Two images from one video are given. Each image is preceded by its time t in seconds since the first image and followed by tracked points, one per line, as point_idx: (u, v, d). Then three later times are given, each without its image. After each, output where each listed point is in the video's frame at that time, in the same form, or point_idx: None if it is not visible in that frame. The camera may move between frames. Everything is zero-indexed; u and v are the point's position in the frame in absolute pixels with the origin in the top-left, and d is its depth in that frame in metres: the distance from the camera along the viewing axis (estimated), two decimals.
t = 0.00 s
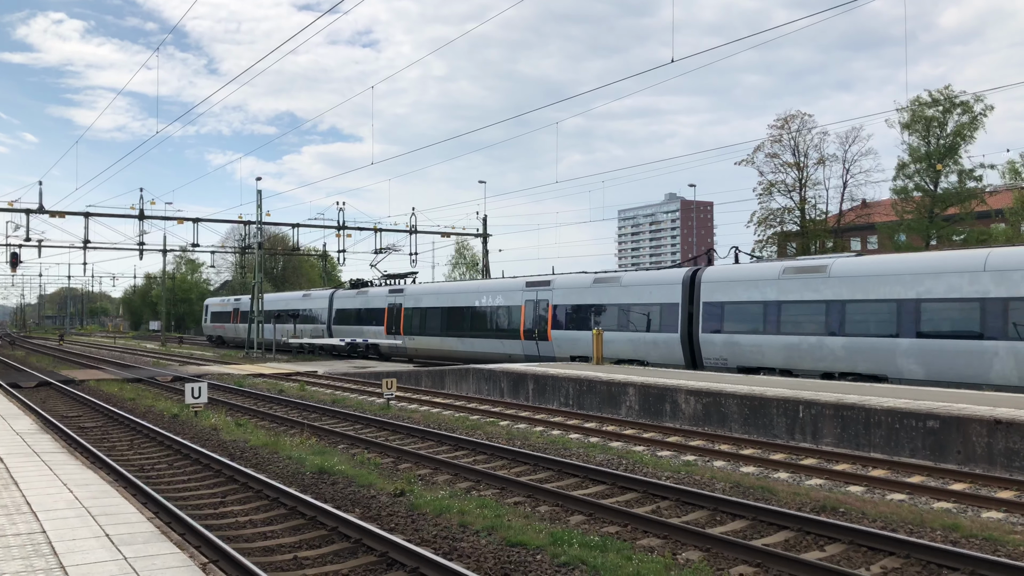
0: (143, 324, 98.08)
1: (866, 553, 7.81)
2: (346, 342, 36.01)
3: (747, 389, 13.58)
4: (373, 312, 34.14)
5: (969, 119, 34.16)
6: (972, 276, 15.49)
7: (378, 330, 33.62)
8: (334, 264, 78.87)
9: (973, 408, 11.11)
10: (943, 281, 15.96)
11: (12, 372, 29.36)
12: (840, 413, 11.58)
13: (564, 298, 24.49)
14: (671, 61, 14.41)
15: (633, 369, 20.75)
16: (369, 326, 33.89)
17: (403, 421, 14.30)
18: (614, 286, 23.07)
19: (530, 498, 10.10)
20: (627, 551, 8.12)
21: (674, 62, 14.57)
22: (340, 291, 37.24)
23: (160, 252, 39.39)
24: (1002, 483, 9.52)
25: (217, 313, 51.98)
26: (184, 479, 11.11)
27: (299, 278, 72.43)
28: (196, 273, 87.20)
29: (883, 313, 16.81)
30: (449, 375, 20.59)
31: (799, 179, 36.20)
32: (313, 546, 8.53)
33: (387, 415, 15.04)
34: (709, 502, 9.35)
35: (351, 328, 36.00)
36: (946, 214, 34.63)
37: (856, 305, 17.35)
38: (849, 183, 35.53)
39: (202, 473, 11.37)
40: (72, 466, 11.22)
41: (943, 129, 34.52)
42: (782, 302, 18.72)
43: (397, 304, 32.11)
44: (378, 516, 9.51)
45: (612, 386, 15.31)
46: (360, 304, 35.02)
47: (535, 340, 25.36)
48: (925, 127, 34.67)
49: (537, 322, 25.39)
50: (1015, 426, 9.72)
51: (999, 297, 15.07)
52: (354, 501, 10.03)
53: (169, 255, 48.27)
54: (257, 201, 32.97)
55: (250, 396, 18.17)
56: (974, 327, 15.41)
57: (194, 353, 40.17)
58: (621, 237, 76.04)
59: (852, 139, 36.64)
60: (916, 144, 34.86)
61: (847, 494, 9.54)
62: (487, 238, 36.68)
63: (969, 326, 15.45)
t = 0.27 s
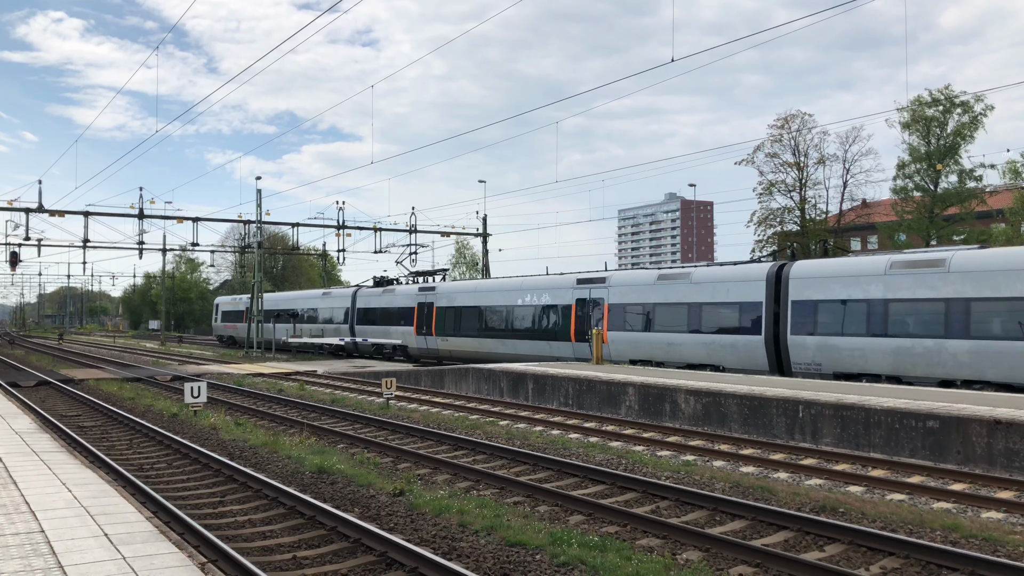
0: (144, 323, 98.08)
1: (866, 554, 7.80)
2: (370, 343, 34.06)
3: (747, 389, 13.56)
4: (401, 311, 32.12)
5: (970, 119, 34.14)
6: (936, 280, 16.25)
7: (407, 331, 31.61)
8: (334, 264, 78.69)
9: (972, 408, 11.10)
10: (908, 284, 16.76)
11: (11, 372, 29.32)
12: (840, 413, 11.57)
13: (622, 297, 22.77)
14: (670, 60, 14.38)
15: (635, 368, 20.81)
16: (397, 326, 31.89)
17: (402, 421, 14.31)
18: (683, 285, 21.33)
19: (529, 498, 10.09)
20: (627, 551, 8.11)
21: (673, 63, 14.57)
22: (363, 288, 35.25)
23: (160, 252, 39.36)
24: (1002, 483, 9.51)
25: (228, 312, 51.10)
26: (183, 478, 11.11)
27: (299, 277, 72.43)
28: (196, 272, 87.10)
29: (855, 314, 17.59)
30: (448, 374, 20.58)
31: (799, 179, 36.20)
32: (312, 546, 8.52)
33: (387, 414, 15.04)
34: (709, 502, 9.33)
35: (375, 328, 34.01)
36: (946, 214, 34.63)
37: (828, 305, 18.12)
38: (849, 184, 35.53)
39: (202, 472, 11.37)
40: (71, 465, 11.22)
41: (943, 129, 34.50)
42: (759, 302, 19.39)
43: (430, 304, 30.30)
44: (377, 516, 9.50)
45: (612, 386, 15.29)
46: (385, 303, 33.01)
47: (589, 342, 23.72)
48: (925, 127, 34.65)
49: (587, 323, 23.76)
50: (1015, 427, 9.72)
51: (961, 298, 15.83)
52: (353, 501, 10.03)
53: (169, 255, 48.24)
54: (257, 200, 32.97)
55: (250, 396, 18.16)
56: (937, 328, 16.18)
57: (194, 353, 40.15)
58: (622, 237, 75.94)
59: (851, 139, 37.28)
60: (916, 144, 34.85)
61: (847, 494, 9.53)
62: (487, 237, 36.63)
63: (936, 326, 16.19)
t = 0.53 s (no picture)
0: (144, 322, 98.07)
1: (867, 553, 7.79)
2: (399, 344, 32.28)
3: (748, 388, 13.54)
4: (434, 309, 30.39)
5: (970, 118, 34.11)
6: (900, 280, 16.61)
7: (440, 330, 29.88)
8: (334, 263, 78.51)
9: (972, 407, 11.09)
10: (873, 284, 17.14)
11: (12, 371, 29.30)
12: (840, 412, 11.56)
13: (692, 295, 20.76)
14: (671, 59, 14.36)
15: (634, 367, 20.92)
16: (429, 325, 30.14)
17: (402, 420, 14.33)
18: (761, 281, 19.37)
19: (528, 497, 10.09)
20: (626, 550, 8.11)
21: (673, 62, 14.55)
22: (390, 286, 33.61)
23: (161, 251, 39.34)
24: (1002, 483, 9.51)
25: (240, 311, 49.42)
26: (182, 477, 11.11)
27: (299, 276, 72.40)
28: (196, 271, 86.92)
29: (825, 314, 17.92)
30: (448, 373, 20.59)
31: (798, 178, 36.18)
32: (312, 545, 8.52)
33: (386, 414, 15.05)
34: (709, 501, 9.33)
35: (403, 328, 32.31)
36: (946, 213, 34.62)
37: (800, 305, 18.44)
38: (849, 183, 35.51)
39: (201, 471, 11.38)
40: (71, 464, 11.22)
41: (943, 128, 34.47)
42: (735, 302, 19.69)
43: (466, 302, 28.45)
44: (377, 515, 9.50)
45: (612, 385, 15.28)
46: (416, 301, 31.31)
47: (652, 343, 21.84)
48: (925, 126, 34.62)
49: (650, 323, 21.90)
50: (1015, 426, 9.71)
51: (925, 297, 16.19)
52: (353, 500, 10.03)
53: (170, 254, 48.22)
54: (257, 200, 32.95)
55: (250, 395, 18.18)
56: (902, 325, 16.59)
57: (194, 351, 40.11)
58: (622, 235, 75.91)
59: (852, 138, 36.54)
60: (916, 143, 34.81)
61: (847, 493, 9.54)
62: (488, 237, 36.61)
63: (900, 325, 16.54)
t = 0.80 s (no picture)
0: (144, 321, 98.05)
1: (867, 552, 7.79)
2: (431, 344, 30.28)
3: (749, 387, 13.53)
4: (470, 309, 28.33)
5: (970, 117, 34.09)
6: (894, 277, 16.50)
7: (477, 331, 27.93)
8: (334, 262, 78.41)
9: (973, 406, 11.09)
10: (855, 284, 17.21)
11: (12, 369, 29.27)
12: (841, 411, 11.56)
13: (682, 294, 20.72)
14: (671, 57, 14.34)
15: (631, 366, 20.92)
16: (465, 326, 28.12)
17: (401, 419, 14.35)
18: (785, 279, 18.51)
19: (529, 496, 10.10)
20: (626, 549, 8.12)
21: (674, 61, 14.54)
22: (420, 285, 31.57)
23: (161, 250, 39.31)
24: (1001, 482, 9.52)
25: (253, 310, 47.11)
26: (183, 476, 11.13)
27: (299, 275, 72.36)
28: (196, 271, 86.82)
29: (800, 313, 18.07)
30: (448, 372, 20.60)
31: (799, 177, 36.15)
32: (312, 543, 8.52)
33: (386, 413, 15.05)
34: (709, 500, 9.32)
35: (437, 328, 30.19)
36: (946, 213, 34.58)
37: (780, 305, 18.52)
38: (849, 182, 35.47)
39: (201, 470, 11.39)
40: (71, 463, 11.22)
41: (944, 127, 34.44)
42: (722, 301, 19.67)
43: (509, 300, 26.43)
44: (378, 513, 9.52)
45: (612, 384, 15.29)
46: (450, 301, 29.26)
47: (730, 346, 19.60)
48: (925, 125, 34.60)
49: (695, 324, 20.38)
50: (1016, 425, 9.70)
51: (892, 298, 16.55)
52: (354, 499, 10.04)
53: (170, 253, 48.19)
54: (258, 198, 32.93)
55: (250, 394, 18.18)
56: (873, 326, 16.85)
57: (193, 350, 40.07)
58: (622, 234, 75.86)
59: (852, 137, 35.89)
60: (916, 143, 34.79)
61: (847, 492, 9.54)
62: (488, 236, 36.63)
63: (889, 321, 16.51)
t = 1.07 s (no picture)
0: (144, 321, 97.96)
1: (866, 551, 7.78)
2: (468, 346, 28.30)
3: (749, 386, 13.52)
4: (514, 309, 26.39)
5: (969, 116, 34.10)
6: (884, 276, 16.75)
7: (520, 332, 26.00)
8: (333, 261, 78.39)
9: (973, 406, 11.08)
10: (844, 282, 17.43)
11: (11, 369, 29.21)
12: (840, 410, 11.56)
13: (684, 293, 20.94)
14: (671, 56, 14.28)
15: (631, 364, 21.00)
16: (507, 327, 26.24)
17: (401, 418, 14.35)
18: (792, 282, 18.40)
19: (529, 495, 10.10)
20: (626, 548, 8.12)
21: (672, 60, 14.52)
22: (456, 283, 29.58)
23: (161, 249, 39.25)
24: (998, 480, 9.54)
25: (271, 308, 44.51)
26: (183, 475, 11.12)
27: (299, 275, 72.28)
28: (196, 270, 86.73)
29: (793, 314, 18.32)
30: (448, 371, 20.59)
31: (799, 176, 36.15)
32: (312, 542, 8.53)
33: (386, 412, 15.04)
34: (709, 499, 9.32)
35: (477, 329, 28.04)
36: (946, 212, 34.59)
37: (774, 304, 18.76)
38: (849, 181, 35.47)
39: (201, 469, 11.39)
40: (70, 462, 11.21)
41: (943, 126, 34.44)
42: (722, 301, 19.92)
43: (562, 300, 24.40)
44: (377, 512, 9.52)
45: (612, 383, 15.29)
46: (491, 300, 27.33)
47: (825, 349, 17.76)
48: (925, 125, 34.60)
49: (698, 323, 20.52)
50: (1015, 424, 9.70)
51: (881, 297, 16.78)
52: (353, 498, 10.04)
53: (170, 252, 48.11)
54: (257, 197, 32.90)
55: (249, 393, 18.16)
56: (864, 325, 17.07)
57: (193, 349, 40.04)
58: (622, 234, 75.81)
59: (853, 136, 34.83)
60: (916, 142, 34.79)
61: (846, 491, 9.55)
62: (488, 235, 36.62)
63: (878, 322, 16.76)
